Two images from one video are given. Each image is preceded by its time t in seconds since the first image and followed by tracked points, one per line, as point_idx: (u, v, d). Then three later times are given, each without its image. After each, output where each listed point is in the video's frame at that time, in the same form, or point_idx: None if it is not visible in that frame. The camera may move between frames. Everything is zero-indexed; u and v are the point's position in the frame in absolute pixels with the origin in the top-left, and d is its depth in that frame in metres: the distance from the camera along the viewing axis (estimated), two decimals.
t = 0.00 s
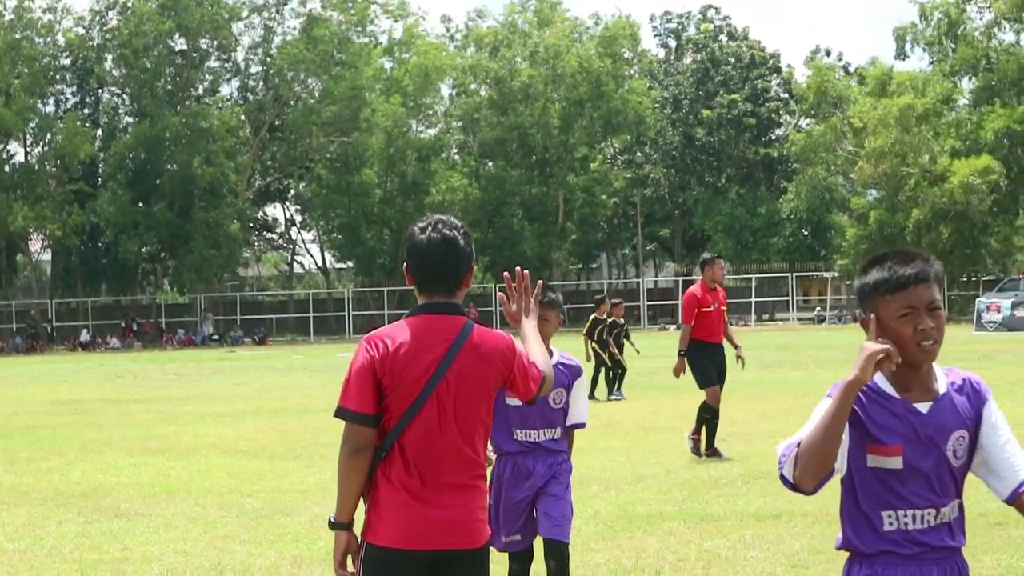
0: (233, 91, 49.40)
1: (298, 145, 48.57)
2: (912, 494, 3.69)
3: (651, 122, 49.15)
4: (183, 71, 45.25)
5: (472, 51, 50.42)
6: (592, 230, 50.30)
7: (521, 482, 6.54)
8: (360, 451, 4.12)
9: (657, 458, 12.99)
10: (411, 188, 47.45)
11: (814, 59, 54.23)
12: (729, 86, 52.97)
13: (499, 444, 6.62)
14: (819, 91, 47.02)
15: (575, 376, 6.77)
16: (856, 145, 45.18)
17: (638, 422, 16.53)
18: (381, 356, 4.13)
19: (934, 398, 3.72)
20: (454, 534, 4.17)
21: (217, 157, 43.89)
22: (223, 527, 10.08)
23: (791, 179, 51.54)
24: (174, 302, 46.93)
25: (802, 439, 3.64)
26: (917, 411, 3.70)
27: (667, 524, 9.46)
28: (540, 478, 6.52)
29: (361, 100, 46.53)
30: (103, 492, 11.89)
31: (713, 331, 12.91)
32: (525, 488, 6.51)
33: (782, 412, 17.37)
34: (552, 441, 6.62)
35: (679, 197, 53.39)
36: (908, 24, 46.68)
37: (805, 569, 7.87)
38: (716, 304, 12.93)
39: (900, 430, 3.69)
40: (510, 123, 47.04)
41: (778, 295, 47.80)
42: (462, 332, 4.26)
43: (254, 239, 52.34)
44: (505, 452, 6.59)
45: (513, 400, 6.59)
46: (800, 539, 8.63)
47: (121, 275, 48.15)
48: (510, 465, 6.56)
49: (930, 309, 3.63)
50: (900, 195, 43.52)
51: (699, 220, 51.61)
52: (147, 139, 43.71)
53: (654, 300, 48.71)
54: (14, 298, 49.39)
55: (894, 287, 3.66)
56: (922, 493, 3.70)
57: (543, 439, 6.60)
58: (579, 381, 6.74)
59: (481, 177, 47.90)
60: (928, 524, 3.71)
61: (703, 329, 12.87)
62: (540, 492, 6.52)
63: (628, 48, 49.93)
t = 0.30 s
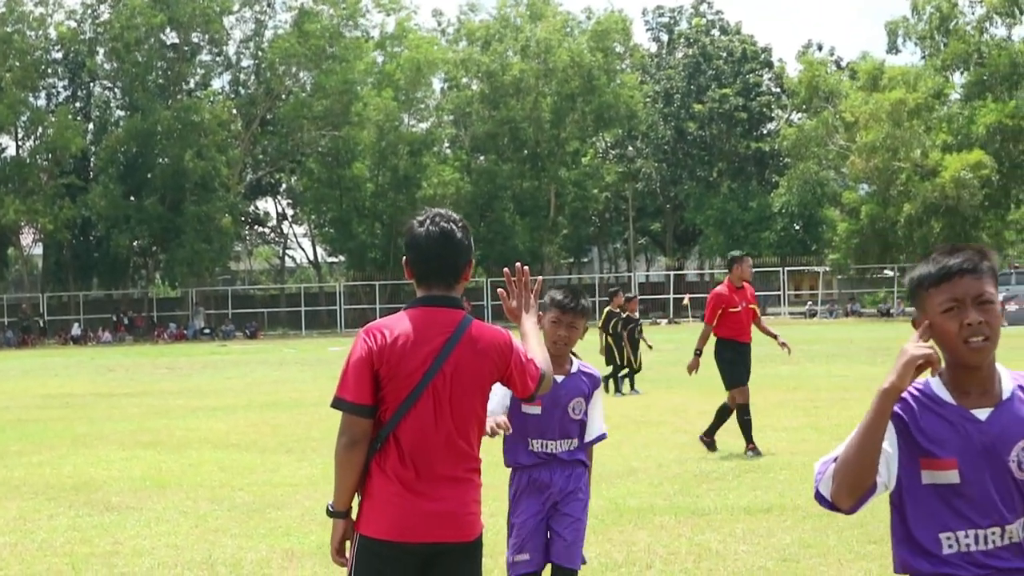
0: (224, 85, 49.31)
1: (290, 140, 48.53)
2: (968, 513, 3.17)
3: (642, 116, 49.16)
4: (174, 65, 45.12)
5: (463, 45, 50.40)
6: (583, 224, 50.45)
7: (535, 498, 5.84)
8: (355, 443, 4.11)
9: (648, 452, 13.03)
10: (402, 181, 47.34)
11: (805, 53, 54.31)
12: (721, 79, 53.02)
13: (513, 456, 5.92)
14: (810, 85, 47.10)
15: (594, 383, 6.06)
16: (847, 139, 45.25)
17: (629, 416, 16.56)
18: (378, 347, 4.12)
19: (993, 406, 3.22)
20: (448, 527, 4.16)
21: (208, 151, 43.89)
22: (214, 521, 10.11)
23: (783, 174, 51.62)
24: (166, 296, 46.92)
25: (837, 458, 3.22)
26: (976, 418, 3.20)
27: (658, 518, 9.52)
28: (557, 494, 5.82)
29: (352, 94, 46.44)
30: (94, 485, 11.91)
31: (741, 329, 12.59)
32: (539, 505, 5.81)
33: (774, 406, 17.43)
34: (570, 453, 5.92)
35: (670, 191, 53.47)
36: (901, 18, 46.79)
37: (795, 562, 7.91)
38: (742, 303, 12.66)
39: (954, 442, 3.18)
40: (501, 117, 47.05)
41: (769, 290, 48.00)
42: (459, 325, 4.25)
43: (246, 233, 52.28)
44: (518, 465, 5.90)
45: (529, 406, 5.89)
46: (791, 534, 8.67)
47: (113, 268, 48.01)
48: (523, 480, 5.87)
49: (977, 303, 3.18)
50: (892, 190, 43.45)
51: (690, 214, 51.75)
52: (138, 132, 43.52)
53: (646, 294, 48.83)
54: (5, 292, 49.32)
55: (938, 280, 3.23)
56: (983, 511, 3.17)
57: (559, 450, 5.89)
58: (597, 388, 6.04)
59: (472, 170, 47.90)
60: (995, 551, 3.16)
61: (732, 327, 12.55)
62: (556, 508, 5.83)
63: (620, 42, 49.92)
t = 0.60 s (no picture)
0: (203, 80, 49.14)
1: (269, 135, 48.48)
2: None
3: (622, 112, 49.30)
4: (154, 60, 44.98)
5: (443, 41, 50.43)
6: (562, 220, 50.61)
7: (542, 504, 5.50)
8: (338, 433, 4.17)
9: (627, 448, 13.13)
10: (381, 175, 47.04)
11: (785, 51, 54.56)
12: (701, 77, 53.23)
13: (514, 457, 5.54)
14: (790, 82, 47.32)
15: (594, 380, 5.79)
16: (826, 137, 45.53)
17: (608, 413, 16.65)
18: (365, 338, 4.18)
19: None
20: (426, 520, 4.23)
21: (188, 146, 43.78)
22: (191, 515, 10.16)
23: (762, 171, 51.90)
24: (144, 291, 46.81)
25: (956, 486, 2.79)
26: None
27: (636, 514, 9.61)
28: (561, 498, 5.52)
29: (332, 90, 46.45)
30: (72, 480, 11.93)
31: (757, 321, 12.48)
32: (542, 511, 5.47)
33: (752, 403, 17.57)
34: (572, 454, 5.60)
35: (650, 187, 53.69)
36: (881, 16, 47.09)
37: (772, 559, 8.01)
38: (761, 294, 12.47)
39: None
40: (481, 113, 47.15)
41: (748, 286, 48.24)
42: (445, 320, 4.32)
43: (225, 228, 52.16)
44: (516, 466, 5.53)
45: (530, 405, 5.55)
46: (769, 531, 8.77)
47: (92, 264, 47.81)
48: (522, 484, 5.50)
49: None
50: (871, 187, 43.79)
51: (670, 211, 51.98)
52: (117, 127, 43.39)
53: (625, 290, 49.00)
54: None
55: None
56: None
57: (564, 451, 5.57)
58: (599, 385, 5.74)
59: (451, 166, 47.94)
60: None
61: (747, 321, 12.45)
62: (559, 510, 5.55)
63: (600, 38, 50.00)
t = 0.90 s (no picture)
0: (178, 78, 48.90)
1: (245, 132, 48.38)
2: None
3: (597, 110, 49.40)
4: (129, 57, 44.80)
5: (419, 38, 50.38)
6: (537, 218, 50.72)
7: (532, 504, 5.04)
8: (324, 428, 4.21)
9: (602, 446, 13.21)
10: (357, 175, 47.58)
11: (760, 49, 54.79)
12: (676, 75, 53.40)
13: (506, 454, 5.12)
14: (765, 81, 47.54)
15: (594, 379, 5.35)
16: (802, 135, 45.82)
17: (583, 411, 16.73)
18: (353, 334, 4.22)
19: None
20: (407, 517, 4.30)
21: (163, 144, 43.60)
22: (164, 514, 10.18)
23: (737, 169, 52.17)
24: (120, 289, 46.61)
25: None
26: None
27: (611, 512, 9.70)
28: (554, 499, 5.04)
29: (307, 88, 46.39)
30: (45, 479, 11.91)
31: (778, 320, 11.92)
32: (532, 512, 5.03)
33: (726, 401, 17.69)
34: (570, 455, 5.14)
35: (625, 185, 53.85)
36: (856, 13, 47.37)
37: (746, 557, 8.11)
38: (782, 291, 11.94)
39: None
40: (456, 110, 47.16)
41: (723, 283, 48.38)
42: (429, 318, 4.39)
43: (200, 226, 51.97)
44: (507, 465, 5.12)
45: (525, 398, 5.14)
46: (742, 529, 8.87)
47: (67, 261, 47.54)
48: (515, 483, 5.08)
49: None
50: (846, 185, 44.17)
51: (645, 209, 52.16)
52: (92, 125, 43.25)
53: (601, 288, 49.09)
54: None
55: None
56: None
57: (560, 450, 5.11)
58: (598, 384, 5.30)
59: (427, 164, 47.93)
60: None
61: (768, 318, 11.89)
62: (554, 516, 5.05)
63: (575, 36, 50.03)
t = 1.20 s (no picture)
0: (156, 78, 48.74)
1: (223, 132, 48.32)
2: None
3: (576, 111, 49.51)
4: (107, 57, 44.68)
5: (397, 39, 50.44)
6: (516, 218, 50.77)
7: (552, 530, 4.87)
8: (305, 432, 4.19)
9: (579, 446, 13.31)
10: (335, 175, 47.53)
11: (737, 50, 55.10)
12: (654, 75, 53.65)
13: (527, 478, 4.92)
14: (742, 81, 47.84)
15: (624, 392, 5.07)
16: (779, 136, 46.13)
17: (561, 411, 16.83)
18: (332, 337, 4.21)
19: None
20: (388, 519, 4.31)
21: (141, 144, 43.48)
22: (141, 515, 10.23)
23: (715, 170, 52.44)
24: (97, 289, 46.42)
25: None
26: None
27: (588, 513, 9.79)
28: (575, 523, 4.85)
29: (285, 89, 46.37)
30: (22, 479, 11.93)
31: (793, 322, 11.71)
32: (555, 536, 4.87)
33: (703, 401, 17.81)
34: (593, 476, 4.93)
35: (603, 185, 54.03)
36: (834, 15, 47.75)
37: (722, 558, 8.22)
38: (797, 293, 11.71)
39: None
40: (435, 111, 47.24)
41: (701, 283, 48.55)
42: (403, 318, 4.41)
43: (178, 226, 51.81)
44: (531, 485, 4.93)
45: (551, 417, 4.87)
46: (719, 530, 8.98)
47: (45, 262, 47.30)
48: (536, 506, 4.90)
49: None
50: (824, 185, 44.30)
51: (623, 209, 52.34)
52: (70, 125, 43.11)
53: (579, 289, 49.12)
54: None
55: None
56: None
57: (583, 473, 4.90)
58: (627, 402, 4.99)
59: (405, 164, 47.95)
60: None
61: (784, 320, 11.72)
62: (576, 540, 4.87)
63: (553, 37, 50.06)
